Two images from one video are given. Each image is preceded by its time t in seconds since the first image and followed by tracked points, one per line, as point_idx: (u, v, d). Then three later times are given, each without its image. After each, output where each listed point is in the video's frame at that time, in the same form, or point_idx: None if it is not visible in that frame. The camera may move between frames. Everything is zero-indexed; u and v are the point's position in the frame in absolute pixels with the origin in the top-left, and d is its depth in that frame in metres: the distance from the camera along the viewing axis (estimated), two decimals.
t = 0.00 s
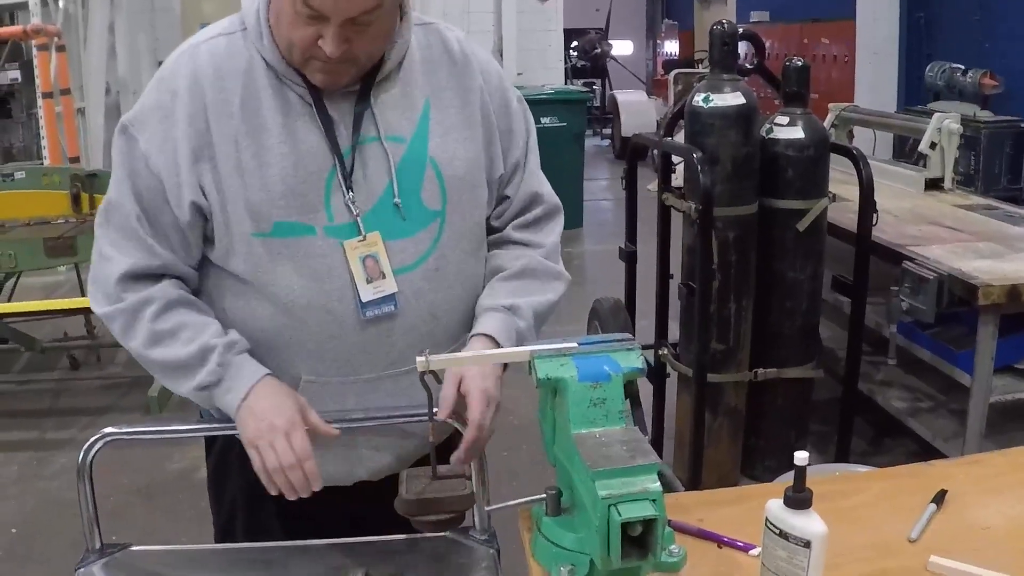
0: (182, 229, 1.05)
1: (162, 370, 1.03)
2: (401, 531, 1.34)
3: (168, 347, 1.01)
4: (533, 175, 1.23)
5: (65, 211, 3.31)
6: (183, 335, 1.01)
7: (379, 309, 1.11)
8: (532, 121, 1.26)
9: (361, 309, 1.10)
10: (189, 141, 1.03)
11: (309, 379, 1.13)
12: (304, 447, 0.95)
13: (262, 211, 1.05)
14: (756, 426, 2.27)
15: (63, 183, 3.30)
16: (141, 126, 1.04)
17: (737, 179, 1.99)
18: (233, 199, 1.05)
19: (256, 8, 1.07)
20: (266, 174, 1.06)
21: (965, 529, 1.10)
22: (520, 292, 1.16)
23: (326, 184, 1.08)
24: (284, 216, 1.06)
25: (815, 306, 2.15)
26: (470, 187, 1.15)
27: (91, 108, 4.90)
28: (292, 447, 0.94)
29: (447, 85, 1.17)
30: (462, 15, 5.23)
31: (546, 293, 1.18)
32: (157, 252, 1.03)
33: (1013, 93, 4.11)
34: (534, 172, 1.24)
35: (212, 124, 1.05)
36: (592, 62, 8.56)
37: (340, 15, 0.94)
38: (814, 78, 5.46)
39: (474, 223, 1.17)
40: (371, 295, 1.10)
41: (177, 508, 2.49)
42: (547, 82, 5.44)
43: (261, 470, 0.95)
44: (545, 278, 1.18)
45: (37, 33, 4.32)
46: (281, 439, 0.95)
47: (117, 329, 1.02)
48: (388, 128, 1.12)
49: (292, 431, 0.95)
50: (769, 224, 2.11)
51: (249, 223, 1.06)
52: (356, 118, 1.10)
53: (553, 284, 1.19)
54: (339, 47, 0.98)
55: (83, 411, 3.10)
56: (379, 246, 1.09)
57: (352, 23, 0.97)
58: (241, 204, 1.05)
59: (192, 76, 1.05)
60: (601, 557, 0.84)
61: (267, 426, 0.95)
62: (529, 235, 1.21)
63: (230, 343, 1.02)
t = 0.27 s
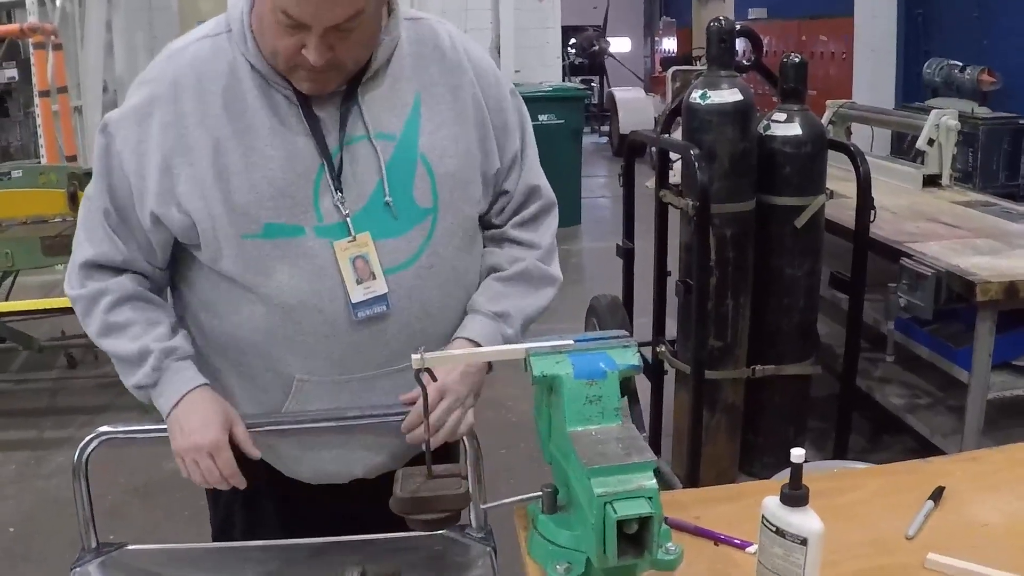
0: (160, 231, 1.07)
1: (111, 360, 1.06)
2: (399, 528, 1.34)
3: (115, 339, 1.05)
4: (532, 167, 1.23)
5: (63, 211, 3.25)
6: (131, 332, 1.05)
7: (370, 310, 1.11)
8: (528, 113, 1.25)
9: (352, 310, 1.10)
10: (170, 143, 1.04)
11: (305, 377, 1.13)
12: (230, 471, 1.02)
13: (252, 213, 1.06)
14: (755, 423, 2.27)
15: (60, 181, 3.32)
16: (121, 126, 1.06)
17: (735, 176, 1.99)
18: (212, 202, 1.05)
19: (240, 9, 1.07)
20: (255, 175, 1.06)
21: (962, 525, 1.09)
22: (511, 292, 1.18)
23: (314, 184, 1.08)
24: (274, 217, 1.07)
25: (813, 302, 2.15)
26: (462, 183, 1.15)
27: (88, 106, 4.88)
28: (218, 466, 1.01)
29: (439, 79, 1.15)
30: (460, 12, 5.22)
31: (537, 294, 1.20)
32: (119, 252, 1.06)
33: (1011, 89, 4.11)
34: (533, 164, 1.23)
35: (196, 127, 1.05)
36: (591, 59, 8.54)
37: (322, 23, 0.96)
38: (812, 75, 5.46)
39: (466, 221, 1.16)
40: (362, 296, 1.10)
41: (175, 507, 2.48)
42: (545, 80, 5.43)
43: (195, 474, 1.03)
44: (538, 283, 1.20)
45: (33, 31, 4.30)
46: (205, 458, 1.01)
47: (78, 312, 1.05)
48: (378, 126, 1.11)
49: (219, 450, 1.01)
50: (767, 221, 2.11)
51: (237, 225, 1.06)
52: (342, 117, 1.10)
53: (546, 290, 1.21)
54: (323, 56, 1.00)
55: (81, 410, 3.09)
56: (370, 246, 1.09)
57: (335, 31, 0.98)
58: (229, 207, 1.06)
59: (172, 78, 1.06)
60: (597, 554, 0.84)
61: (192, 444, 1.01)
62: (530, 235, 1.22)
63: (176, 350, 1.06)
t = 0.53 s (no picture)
0: (169, 247, 1.05)
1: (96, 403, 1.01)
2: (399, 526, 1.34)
3: (104, 383, 1.00)
4: (524, 157, 1.24)
5: (62, 210, 3.27)
6: (122, 375, 1.01)
7: (364, 316, 1.10)
8: (519, 101, 1.25)
9: (347, 316, 1.10)
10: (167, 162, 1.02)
11: (304, 376, 1.13)
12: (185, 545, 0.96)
13: (247, 222, 1.06)
14: (754, 421, 2.27)
15: (58, 181, 3.27)
16: (117, 151, 1.03)
17: (734, 174, 1.99)
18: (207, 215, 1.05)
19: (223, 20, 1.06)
20: (249, 183, 1.05)
21: (961, 522, 1.10)
22: (507, 289, 1.18)
23: (309, 189, 1.08)
24: (269, 225, 1.06)
25: (812, 300, 2.15)
26: (456, 181, 1.15)
27: (87, 106, 4.87)
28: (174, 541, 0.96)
29: (428, 76, 1.15)
30: (459, 11, 5.22)
31: (536, 289, 1.20)
32: (127, 275, 1.02)
33: (1009, 86, 4.10)
34: (524, 154, 1.24)
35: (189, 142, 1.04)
36: (590, 57, 8.54)
37: (305, 33, 0.95)
38: (811, 73, 5.46)
39: (460, 219, 1.16)
40: (356, 302, 1.09)
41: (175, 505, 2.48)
42: (544, 78, 5.43)
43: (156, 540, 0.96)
44: (536, 274, 1.20)
45: (32, 31, 4.31)
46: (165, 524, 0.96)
47: (74, 350, 1.02)
48: (370, 127, 1.11)
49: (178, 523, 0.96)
50: (765, 218, 2.11)
51: (232, 235, 1.06)
52: (335, 121, 1.10)
53: (544, 280, 1.21)
54: (310, 64, 1.00)
55: (80, 409, 3.09)
56: (365, 252, 1.09)
57: (319, 39, 0.98)
58: (224, 219, 1.05)
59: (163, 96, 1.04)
60: (598, 551, 0.84)
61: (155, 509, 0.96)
62: (523, 227, 1.23)
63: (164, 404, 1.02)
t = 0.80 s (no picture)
0: (194, 261, 1.03)
1: (114, 452, 0.95)
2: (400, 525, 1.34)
3: (134, 434, 0.94)
4: (518, 150, 1.24)
5: (65, 210, 3.29)
6: (156, 429, 0.96)
7: (362, 323, 1.11)
8: (512, 94, 1.25)
9: (345, 325, 1.11)
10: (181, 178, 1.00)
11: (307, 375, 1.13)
12: None
13: (246, 234, 1.05)
14: (756, 420, 2.26)
15: (60, 180, 3.26)
16: (133, 170, 0.99)
17: (736, 173, 1.99)
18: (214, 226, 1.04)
19: (213, 29, 1.04)
20: (250, 192, 1.05)
21: (963, 521, 1.10)
22: (508, 287, 1.19)
23: (308, 197, 1.07)
24: (268, 236, 1.06)
25: (815, 299, 2.15)
26: (453, 182, 1.15)
27: (90, 106, 4.88)
28: None
29: (420, 75, 1.15)
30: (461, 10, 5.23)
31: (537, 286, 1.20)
32: (166, 292, 0.99)
33: (1011, 86, 4.10)
34: (517, 147, 1.24)
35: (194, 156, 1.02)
36: (591, 57, 8.54)
37: (289, 36, 0.92)
38: (813, 72, 5.46)
39: (457, 220, 1.17)
40: (355, 309, 1.10)
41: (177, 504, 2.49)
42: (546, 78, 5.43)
43: None
44: (536, 269, 1.20)
45: (34, 31, 4.30)
46: None
47: (102, 389, 0.96)
48: (365, 131, 1.11)
49: None
50: (768, 218, 2.11)
51: (233, 247, 1.05)
52: (331, 124, 1.09)
53: (543, 274, 1.21)
54: (296, 67, 0.97)
55: (83, 409, 3.10)
56: (363, 260, 1.09)
57: (305, 41, 0.95)
58: (226, 230, 1.04)
59: (166, 110, 1.02)
60: (602, 549, 0.84)
61: None
62: (519, 222, 1.23)
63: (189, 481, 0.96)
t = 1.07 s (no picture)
0: (177, 270, 1.03)
1: (101, 446, 0.97)
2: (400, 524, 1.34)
3: (119, 428, 0.96)
4: (521, 152, 1.25)
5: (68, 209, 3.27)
6: (139, 421, 0.97)
7: (361, 327, 1.11)
8: (515, 95, 1.25)
9: (343, 326, 1.10)
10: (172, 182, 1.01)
11: (310, 379, 1.13)
12: None
13: (245, 238, 1.05)
14: (759, 420, 2.26)
15: (64, 179, 3.26)
16: (121, 169, 1.00)
17: (739, 173, 1.99)
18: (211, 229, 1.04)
19: (213, 27, 1.04)
20: (246, 195, 1.05)
21: (965, 521, 1.10)
22: (509, 287, 1.19)
23: (307, 201, 1.07)
24: (269, 239, 1.06)
25: (817, 300, 2.15)
26: (455, 184, 1.16)
27: (93, 105, 4.88)
28: None
29: (423, 77, 1.15)
30: (464, 10, 5.23)
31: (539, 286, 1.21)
32: (143, 300, 1.00)
33: (1015, 86, 4.09)
34: (521, 147, 1.25)
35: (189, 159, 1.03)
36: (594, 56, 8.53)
37: (279, 27, 0.92)
38: (816, 72, 5.45)
39: (458, 222, 1.17)
40: (353, 313, 1.10)
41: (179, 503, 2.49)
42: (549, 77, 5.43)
43: None
44: (537, 268, 1.21)
45: (38, 30, 4.33)
46: None
47: (82, 389, 0.98)
48: (368, 133, 1.11)
49: None
50: (770, 218, 2.11)
51: (233, 251, 1.05)
52: (332, 126, 1.09)
53: (545, 274, 1.21)
54: (287, 60, 0.96)
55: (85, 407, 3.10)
56: (362, 263, 1.09)
57: (296, 33, 0.94)
58: (224, 233, 1.05)
59: (160, 110, 1.02)
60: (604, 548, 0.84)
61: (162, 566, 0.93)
62: (522, 223, 1.23)
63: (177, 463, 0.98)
